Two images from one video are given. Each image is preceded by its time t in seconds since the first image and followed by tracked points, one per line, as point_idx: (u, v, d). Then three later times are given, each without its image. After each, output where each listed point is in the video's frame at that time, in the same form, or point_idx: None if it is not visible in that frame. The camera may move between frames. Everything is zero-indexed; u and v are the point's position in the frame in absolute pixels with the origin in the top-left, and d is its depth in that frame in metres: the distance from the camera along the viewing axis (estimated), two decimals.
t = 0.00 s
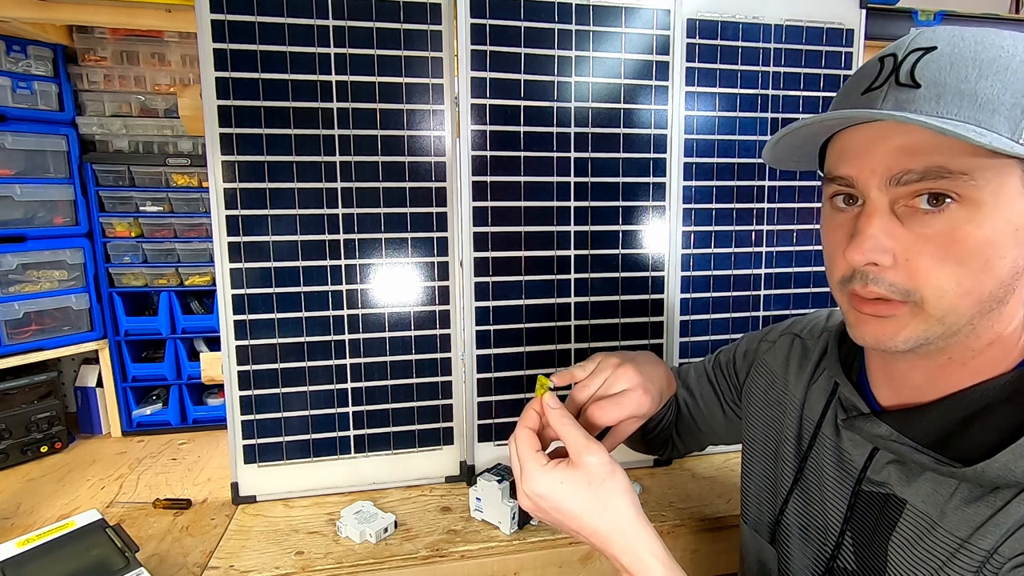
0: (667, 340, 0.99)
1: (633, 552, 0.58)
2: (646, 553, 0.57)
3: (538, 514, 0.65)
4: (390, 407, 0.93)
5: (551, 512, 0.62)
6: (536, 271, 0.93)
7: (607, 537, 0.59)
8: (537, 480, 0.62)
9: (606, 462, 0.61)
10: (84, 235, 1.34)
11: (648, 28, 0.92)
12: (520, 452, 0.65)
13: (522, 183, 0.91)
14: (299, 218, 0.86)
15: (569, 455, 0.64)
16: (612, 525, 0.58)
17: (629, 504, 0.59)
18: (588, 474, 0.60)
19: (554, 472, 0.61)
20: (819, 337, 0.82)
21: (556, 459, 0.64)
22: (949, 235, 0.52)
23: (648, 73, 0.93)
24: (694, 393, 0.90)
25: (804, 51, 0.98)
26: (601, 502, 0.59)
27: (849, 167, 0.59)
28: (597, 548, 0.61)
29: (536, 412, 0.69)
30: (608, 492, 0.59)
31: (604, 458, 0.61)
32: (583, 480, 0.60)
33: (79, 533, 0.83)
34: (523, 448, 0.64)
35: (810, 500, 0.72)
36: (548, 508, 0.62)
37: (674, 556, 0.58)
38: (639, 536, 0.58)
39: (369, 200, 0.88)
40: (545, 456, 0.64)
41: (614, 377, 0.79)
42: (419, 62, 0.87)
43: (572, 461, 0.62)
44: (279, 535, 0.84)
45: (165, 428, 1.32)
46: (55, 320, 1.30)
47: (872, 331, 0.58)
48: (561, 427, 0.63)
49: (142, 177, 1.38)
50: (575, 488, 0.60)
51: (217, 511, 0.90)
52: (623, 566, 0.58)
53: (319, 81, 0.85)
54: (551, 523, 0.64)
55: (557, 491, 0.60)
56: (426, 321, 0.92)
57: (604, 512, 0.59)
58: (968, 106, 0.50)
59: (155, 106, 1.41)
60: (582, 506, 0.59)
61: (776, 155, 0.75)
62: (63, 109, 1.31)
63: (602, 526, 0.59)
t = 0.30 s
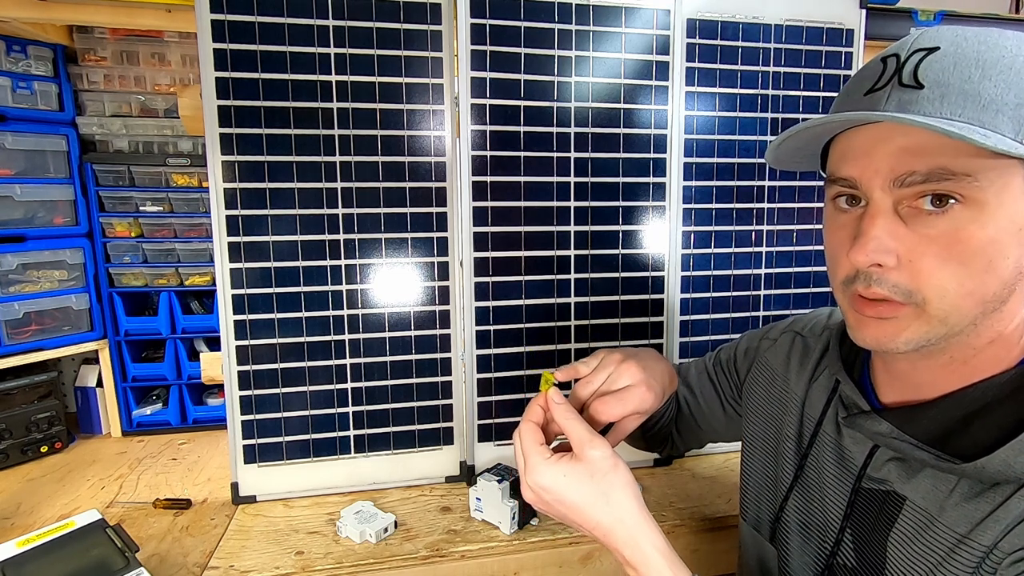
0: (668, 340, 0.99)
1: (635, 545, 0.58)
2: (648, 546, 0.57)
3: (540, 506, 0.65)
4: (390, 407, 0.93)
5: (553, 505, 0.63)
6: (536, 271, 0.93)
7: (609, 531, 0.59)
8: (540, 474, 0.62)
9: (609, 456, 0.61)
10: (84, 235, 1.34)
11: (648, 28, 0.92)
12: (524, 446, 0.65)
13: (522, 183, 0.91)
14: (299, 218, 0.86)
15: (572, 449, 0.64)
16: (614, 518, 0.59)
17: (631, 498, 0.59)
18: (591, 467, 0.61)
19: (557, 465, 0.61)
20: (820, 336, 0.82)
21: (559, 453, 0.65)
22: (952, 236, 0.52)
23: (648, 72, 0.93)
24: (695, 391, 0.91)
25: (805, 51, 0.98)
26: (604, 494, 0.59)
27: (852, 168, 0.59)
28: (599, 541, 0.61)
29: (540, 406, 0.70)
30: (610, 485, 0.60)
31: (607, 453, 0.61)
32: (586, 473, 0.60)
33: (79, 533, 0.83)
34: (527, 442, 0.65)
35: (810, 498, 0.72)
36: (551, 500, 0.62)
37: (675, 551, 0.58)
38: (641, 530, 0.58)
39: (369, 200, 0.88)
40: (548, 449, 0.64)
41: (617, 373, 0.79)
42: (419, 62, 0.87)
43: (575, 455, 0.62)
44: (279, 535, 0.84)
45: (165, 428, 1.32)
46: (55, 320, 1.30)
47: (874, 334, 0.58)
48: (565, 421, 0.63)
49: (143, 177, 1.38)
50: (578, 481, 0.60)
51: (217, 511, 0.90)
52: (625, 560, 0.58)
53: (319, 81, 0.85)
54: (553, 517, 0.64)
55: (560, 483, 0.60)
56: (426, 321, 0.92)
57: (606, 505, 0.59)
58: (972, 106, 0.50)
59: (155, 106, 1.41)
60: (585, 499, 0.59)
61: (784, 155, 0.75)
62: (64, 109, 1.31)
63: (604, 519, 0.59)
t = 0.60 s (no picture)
0: (667, 340, 0.99)
1: (638, 541, 0.58)
2: (651, 542, 0.57)
3: (543, 502, 0.65)
4: (390, 407, 0.93)
5: (555, 501, 0.63)
6: (536, 271, 0.93)
7: (611, 527, 0.59)
8: (543, 469, 0.62)
9: (612, 452, 0.61)
10: (84, 235, 1.34)
11: (648, 28, 0.92)
12: (526, 441, 0.65)
13: (522, 183, 0.91)
14: (299, 218, 0.86)
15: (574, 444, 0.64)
16: (617, 514, 0.59)
17: (634, 494, 0.59)
18: (594, 463, 0.61)
19: (560, 461, 0.61)
20: (821, 335, 0.82)
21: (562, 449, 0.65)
22: (951, 235, 0.52)
23: (648, 73, 0.93)
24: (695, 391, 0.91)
25: (805, 51, 0.98)
26: (607, 490, 0.59)
27: (850, 169, 0.59)
28: (602, 538, 0.61)
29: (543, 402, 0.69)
30: (613, 482, 0.60)
31: (610, 449, 0.61)
32: (589, 469, 0.61)
33: (79, 533, 0.83)
34: (529, 437, 0.64)
35: (810, 498, 0.72)
36: (553, 496, 0.62)
37: (678, 547, 0.58)
38: (644, 527, 0.58)
39: (369, 200, 0.88)
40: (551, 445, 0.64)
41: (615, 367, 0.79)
42: (419, 62, 0.87)
43: (578, 451, 0.63)
44: (279, 535, 0.84)
45: (165, 428, 1.32)
46: (55, 320, 1.30)
47: (874, 334, 0.58)
48: (567, 417, 0.63)
49: (143, 177, 1.38)
50: (581, 477, 0.60)
51: (217, 511, 0.90)
52: (628, 556, 0.59)
53: (319, 81, 0.85)
54: (555, 513, 0.64)
55: (563, 479, 0.60)
56: (426, 321, 0.92)
57: (609, 501, 0.59)
58: (968, 108, 0.50)
59: (155, 106, 1.41)
60: (587, 496, 0.60)
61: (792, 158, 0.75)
62: (64, 109, 1.31)
63: (607, 515, 0.59)
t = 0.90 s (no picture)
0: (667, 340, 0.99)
1: (642, 565, 0.56)
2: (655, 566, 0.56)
3: (542, 528, 0.63)
4: (390, 407, 0.93)
5: (555, 527, 0.61)
6: (536, 271, 0.93)
7: (614, 553, 0.58)
8: (542, 494, 0.60)
9: (613, 474, 0.60)
10: (84, 235, 1.34)
11: (648, 28, 0.92)
12: (524, 465, 0.63)
13: (522, 183, 0.91)
14: (299, 218, 0.86)
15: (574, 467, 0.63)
16: (619, 538, 0.57)
17: (636, 517, 0.59)
18: (594, 486, 0.60)
19: (561, 484, 0.60)
20: (821, 336, 0.82)
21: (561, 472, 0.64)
22: (942, 237, 0.52)
23: (648, 72, 0.93)
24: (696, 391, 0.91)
25: (804, 51, 0.98)
26: (609, 513, 0.58)
27: (839, 174, 0.59)
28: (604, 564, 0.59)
29: (538, 422, 0.67)
30: (615, 504, 0.59)
31: (611, 470, 0.60)
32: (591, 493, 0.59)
33: (79, 533, 0.83)
34: (528, 461, 0.63)
35: (812, 498, 0.72)
36: (553, 522, 0.60)
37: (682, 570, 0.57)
38: (647, 549, 0.57)
39: (369, 200, 0.88)
40: (550, 468, 0.63)
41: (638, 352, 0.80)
42: (419, 62, 0.87)
43: (579, 474, 0.61)
44: (279, 535, 0.84)
45: (165, 428, 1.32)
46: (55, 320, 1.30)
47: (873, 332, 0.57)
48: (566, 439, 0.62)
49: (142, 177, 1.38)
50: (582, 500, 0.59)
51: (217, 511, 0.90)
52: None
53: (319, 81, 0.85)
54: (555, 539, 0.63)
55: (563, 504, 0.59)
56: (426, 321, 0.92)
57: (611, 524, 0.58)
58: (951, 111, 0.51)
59: (155, 106, 1.41)
60: (589, 520, 0.58)
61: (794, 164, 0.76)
62: (63, 109, 1.31)
63: (610, 540, 0.58)
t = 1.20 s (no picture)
0: (667, 340, 0.99)
1: None
2: None
3: (548, 550, 0.63)
4: (390, 407, 0.93)
5: (562, 549, 0.61)
6: (536, 271, 0.93)
7: None
8: (545, 521, 0.60)
9: (616, 496, 0.59)
10: (84, 236, 1.34)
11: (648, 28, 0.92)
12: (524, 489, 0.63)
13: (522, 183, 0.91)
14: (298, 218, 0.86)
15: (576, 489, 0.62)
16: (625, 562, 0.57)
17: (642, 538, 0.58)
18: (597, 510, 0.59)
19: (564, 510, 0.60)
20: (816, 338, 0.82)
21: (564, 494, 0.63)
22: (961, 237, 0.52)
23: (648, 73, 0.93)
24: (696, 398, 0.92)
25: (804, 51, 0.98)
26: (614, 538, 0.58)
27: (862, 167, 0.59)
28: None
29: (536, 442, 0.67)
30: (620, 528, 0.58)
31: (614, 492, 0.59)
32: (594, 518, 0.59)
33: (79, 533, 0.83)
34: (528, 485, 0.63)
35: (812, 501, 0.72)
36: (558, 546, 0.61)
37: None
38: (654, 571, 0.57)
39: (369, 200, 0.88)
40: (550, 491, 0.63)
41: (567, 362, 0.83)
42: (419, 62, 0.87)
43: (581, 497, 0.61)
44: (279, 535, 0.84)
45: (165, 428, 1.32)
46: (55, 320, 1.30)
47: (881, 335, 0.58)
48: (565, 462, 0.60)
49: (143, 177, 1.38)
50: (586, 526, 0.59)
51: (217, 511, 0.90)
52: None
53: (319, 81, 0.85)
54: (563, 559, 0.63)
55: (567, 530, 0.59)
56: (426, 322, 0.92)
57: (617, 548, 0.58)
58: (986, 106, 0.50)
59: (155, 106, 1.41)
60: (594, 546, 0.58)
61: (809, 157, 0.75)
62: (64, 109, 1.31)
63: (616, 564, 0.57)
